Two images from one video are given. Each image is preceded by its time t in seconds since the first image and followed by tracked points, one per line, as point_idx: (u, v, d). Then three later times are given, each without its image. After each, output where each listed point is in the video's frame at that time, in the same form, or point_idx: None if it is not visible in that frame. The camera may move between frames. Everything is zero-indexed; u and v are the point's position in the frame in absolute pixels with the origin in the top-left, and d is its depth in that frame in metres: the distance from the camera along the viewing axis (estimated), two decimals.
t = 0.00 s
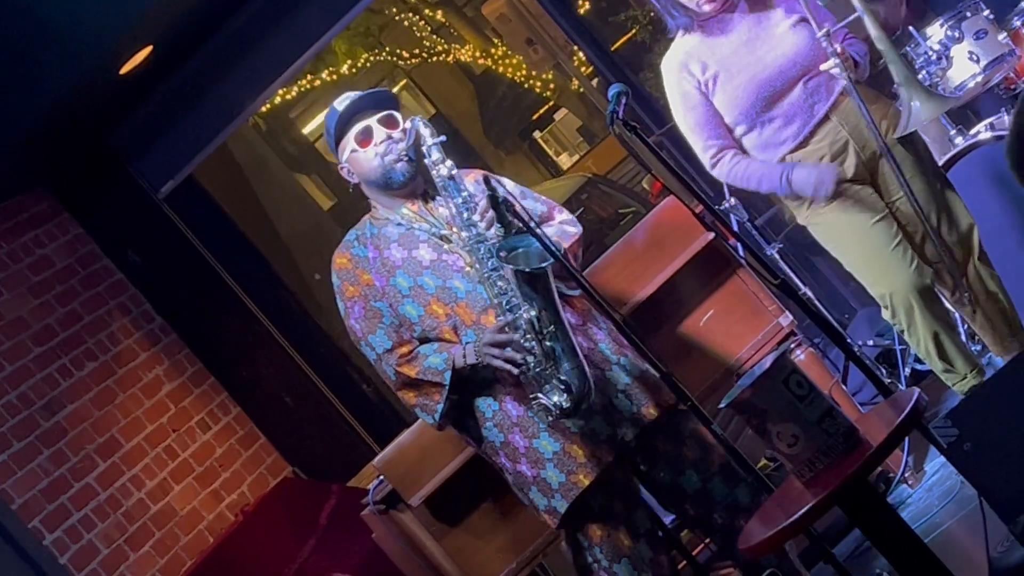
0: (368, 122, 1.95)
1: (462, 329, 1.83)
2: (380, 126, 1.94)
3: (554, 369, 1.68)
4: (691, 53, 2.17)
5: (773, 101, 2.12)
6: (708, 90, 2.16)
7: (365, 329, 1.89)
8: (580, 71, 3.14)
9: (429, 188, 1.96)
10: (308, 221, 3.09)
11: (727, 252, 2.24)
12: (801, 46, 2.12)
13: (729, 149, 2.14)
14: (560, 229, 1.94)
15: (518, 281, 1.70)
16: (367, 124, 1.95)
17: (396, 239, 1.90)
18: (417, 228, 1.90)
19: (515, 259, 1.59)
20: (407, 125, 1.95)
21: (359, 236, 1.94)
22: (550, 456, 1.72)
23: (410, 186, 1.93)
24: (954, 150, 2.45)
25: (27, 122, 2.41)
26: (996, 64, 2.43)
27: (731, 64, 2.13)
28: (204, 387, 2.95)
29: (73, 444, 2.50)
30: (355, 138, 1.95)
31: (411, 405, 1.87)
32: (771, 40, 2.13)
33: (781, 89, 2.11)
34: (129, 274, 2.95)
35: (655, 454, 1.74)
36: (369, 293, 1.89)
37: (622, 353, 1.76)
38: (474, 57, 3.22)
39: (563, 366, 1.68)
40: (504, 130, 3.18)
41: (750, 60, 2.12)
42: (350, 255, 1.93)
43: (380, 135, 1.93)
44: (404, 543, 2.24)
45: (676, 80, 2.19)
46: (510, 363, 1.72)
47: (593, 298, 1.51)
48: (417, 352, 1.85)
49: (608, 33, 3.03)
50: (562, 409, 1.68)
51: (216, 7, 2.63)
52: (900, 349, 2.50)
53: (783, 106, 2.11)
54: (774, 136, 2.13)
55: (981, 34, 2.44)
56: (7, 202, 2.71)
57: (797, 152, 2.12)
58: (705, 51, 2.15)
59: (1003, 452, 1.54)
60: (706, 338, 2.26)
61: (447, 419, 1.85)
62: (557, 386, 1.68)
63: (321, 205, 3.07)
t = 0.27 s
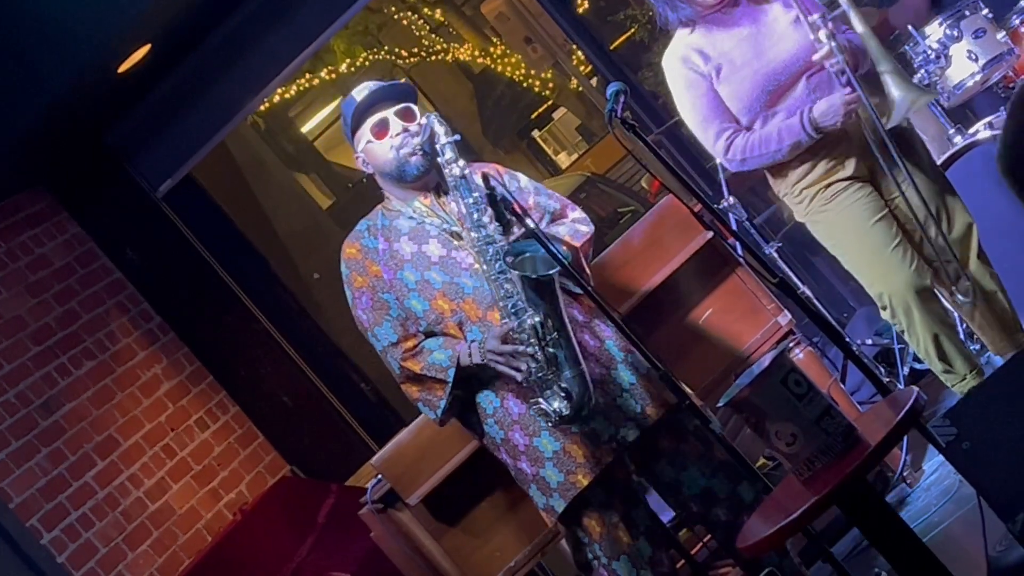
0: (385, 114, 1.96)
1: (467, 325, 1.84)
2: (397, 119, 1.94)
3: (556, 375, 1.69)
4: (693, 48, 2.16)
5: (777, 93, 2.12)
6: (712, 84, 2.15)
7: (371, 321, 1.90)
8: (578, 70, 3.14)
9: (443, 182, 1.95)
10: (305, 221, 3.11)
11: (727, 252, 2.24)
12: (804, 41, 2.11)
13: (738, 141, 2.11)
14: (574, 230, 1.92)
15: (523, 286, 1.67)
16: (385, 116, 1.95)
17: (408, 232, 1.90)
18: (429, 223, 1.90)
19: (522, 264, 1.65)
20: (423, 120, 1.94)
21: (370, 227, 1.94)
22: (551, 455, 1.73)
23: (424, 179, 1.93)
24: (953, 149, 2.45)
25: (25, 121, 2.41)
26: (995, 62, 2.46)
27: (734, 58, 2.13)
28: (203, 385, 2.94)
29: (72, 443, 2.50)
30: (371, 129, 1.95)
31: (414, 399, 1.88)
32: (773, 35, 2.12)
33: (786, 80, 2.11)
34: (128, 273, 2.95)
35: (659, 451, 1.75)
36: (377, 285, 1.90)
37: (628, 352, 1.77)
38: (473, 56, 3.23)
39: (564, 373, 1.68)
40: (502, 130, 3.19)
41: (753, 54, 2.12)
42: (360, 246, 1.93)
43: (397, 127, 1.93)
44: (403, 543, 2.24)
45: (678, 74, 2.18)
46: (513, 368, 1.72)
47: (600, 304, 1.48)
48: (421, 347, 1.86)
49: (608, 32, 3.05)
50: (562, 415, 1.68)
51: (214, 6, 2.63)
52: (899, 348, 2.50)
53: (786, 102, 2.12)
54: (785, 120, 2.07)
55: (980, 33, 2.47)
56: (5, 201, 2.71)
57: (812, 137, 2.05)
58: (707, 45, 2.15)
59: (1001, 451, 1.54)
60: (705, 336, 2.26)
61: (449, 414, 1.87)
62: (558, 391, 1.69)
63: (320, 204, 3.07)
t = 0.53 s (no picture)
0: (401, 111, 1.97)
1: (467, 327, 1.85)
2: (413, 117, 1.96)
3: (550, 386, 1.69)
4: (693, 43, 2.15)
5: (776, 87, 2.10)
6: (710, 78, 2.13)
7: (373, 316, 1.92)
8: (577, 69, 3.17)
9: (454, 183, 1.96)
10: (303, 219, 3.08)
11: (726, 250, 2.25)
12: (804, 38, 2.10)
13: (733, 129, 2.08)
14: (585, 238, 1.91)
15: (521, 297, 1.72)
16: (400, 113, 1.97)
17: (413, 231, 1.91)
18: (436, 224, 1.91)
19: (521, 273, 1.59)
20: (437, 120, 1.96)
21: (377, 223, 1.95)
22: (546, 457, 1.72)
23: (435, 178, 1.94)
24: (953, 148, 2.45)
25: (24, 119, 2.40)
26: (994, 62, 2.48)
27: (734, 53, 2.12)
28: (201, 384, 2.94)
29: (70, 442, 2.50)
30: (386, 125, 1.96)
31: (411, 397, 1.89)
32: (774, 32, 2.12)
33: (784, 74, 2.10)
34: (127, 272, 2.95)
35: (659, 453, 1.76)
36: (380, 281, 1.91)
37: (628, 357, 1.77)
38: (473, 55, 3.20)
39: (559, 384, 1.68)
40: (502, 128, 3.16)
41: (754, 50, 2.11)
42: (365, 241, 1.95)
43: (412, 125, 1.94)
44: (401, 542, 2.25)
45: (680, 70, 2.15)
46: (508, 377, 1.73)
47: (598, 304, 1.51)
48: (421, 346, 1.88)
49: (606, 32, 3.12)
50: (554, 426, 1.68)
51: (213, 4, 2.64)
52: (898, 347, 2.50)
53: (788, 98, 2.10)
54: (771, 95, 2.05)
55: (979, 33, 2.48)
56: (3, 200, 2.71)
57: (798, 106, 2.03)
58: (706, 41, 2.14)
59: (997, 451, 1.53)
60: (702, 334, 2.26)
61: (445, 414, 1.86)
62: (552, 402, 1.69)
63: (319, 204, 3.01)
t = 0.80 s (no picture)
0: (410, 113, 1.97)
1: (465, 332, 1.85)
2: (421, 121, 1.96)
3: (545, 400, 1.67)
4: (694, 35, 2.15)
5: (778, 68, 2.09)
6: (712, 64, 2.12)
7: (371, 318, 1.91)
8: (576, 67, 3.18)
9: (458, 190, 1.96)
10: (301, 220, 3.21)
11: (724, 249, 2.25)
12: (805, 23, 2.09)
13: (737, 107, 2.06)
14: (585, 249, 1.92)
15: (520, 310, 1.69)
16: (409, 116, 1.97)
17: (415, 235, 1.91)
18: (439, 229, 1.91)
19: (521, 288, 1.67)
20: (444, 128, 1.96)
21: (380, 224, 1.95)
22: (539, 463, 1.73)
23: (440, 183, 1.94)
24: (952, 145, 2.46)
25: (24, 117, 2.40)
26: (992, 60, 2.49)
27: (734, 40, 2.12)
28: (200, 383, 2.92)
29: (68, 441, 2.49)
30: (394, 127, 1.96)
31: (405, 400, 1.89)
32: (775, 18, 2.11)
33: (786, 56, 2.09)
34: (126, 271, 2.92)
35: (661, 453, 1.73)
36: (380, 283, 1.91)
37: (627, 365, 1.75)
38: (470, 54, 3.34)
39: (553, 399, 1.66)
40: (501, 125, 3.33)
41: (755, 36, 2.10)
42: (367, 242, 1.94)
43: (420, 130, 1.94)
44: (399, 541, 2.24)
45: (681, 61, 2.15)
46: (504, 388, 1.72)
47: (591, 300, 1.56)
48: (418, 350, 1.87)
49: (604, 30, 3.07)
50: (547, 440, 1.67)
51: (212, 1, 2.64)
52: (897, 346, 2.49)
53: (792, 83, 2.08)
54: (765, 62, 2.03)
55: (977, 31, 2.49)
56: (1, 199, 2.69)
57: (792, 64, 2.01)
58: (706, 30, 2.14)
59: (995, 449, 1.53)
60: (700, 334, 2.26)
61: (438, 419, 1.87)
62: (546, 416, 1.68)
63: (316, 201, 3.25)
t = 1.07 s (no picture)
0: (404, 121, 1.97)
1: (463, 336, 1.83)
2: (415, 128, 1.96)
3: (546, 405, 1.68)
4: (694, 31, 2.14)
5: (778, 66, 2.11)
6: (713, 59, 2.12)
7: (366, 327, 1.88)
8: (573, 66, 3.22)
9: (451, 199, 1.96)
10: (298, 218, 3.24)
11: (722, 248, 2.25)
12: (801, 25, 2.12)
13: (742, 98, 2.04)
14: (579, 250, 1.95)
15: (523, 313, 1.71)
16: (402, 124, 1.97)
17: (410, 244, 1.89)
18: (433, 237, 1.90)
19: (525, 289, 1.71)
20: (440, 135, 1.95)
21: (373, 234, 1.94)
22: (541, 465, 1.70)
23: (434, 192, 1.94)
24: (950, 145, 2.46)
25: (22, 115, 2.39)
26: (990, 59, 2.52)
27: (734, 37, 2.13)
28: (198, 381, 2.92)
29: (67, 439, 2.49)
30: (388, 135, 1.97)
31: (402, 409, 1.87)
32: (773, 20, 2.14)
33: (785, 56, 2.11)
34: (123, 269, 2.91)
35: (660, 452, 1.74)
36: (374, 292, 1.89)
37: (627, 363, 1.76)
38: (468, 52, 3.36)
39: (554, 403, 1.67)
40: (499, 124, 3.34)
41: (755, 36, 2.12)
42: (361, 251, 1.92)
43: (415, 137, 1.95)
44: (398, 539, 2.25)
45: (682, 56, 2.14)
46: (506, 393, 1.70)
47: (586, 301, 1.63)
48: (415, 358, 1.85)
49: (602, 28, 3.08)
50: (549, 445, 1.65)
51: None
52: (895, 344, 2.49)
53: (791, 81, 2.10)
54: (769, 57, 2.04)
55: (976, 29, 2.52)
56: None
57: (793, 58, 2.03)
58: (705, 26, 2.15)
59: (994, 447, 1.53)
60: (699, 332, 2.26)
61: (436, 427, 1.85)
62: (547, 420, 1.67)
63: (315, 201, 3.26)
